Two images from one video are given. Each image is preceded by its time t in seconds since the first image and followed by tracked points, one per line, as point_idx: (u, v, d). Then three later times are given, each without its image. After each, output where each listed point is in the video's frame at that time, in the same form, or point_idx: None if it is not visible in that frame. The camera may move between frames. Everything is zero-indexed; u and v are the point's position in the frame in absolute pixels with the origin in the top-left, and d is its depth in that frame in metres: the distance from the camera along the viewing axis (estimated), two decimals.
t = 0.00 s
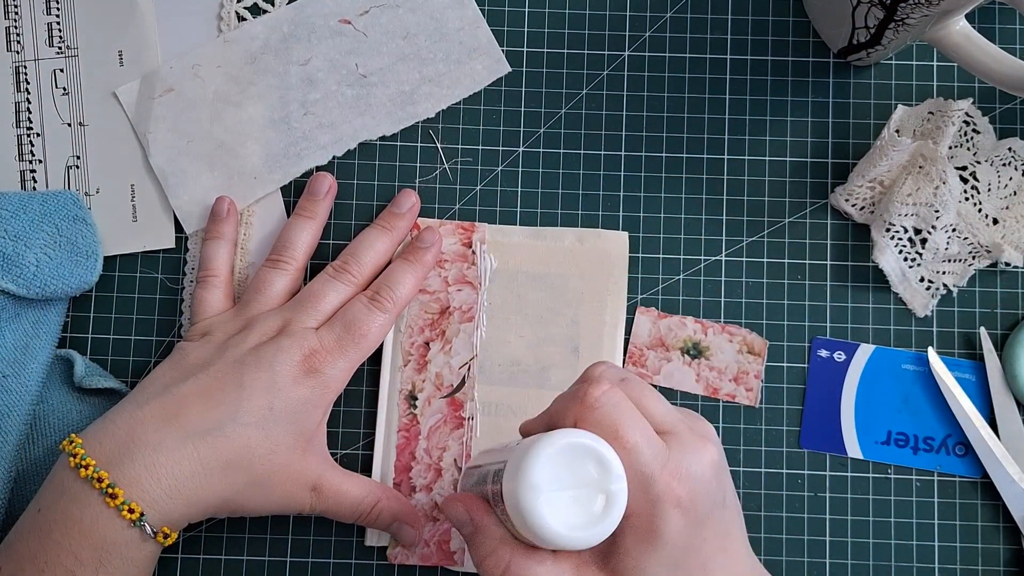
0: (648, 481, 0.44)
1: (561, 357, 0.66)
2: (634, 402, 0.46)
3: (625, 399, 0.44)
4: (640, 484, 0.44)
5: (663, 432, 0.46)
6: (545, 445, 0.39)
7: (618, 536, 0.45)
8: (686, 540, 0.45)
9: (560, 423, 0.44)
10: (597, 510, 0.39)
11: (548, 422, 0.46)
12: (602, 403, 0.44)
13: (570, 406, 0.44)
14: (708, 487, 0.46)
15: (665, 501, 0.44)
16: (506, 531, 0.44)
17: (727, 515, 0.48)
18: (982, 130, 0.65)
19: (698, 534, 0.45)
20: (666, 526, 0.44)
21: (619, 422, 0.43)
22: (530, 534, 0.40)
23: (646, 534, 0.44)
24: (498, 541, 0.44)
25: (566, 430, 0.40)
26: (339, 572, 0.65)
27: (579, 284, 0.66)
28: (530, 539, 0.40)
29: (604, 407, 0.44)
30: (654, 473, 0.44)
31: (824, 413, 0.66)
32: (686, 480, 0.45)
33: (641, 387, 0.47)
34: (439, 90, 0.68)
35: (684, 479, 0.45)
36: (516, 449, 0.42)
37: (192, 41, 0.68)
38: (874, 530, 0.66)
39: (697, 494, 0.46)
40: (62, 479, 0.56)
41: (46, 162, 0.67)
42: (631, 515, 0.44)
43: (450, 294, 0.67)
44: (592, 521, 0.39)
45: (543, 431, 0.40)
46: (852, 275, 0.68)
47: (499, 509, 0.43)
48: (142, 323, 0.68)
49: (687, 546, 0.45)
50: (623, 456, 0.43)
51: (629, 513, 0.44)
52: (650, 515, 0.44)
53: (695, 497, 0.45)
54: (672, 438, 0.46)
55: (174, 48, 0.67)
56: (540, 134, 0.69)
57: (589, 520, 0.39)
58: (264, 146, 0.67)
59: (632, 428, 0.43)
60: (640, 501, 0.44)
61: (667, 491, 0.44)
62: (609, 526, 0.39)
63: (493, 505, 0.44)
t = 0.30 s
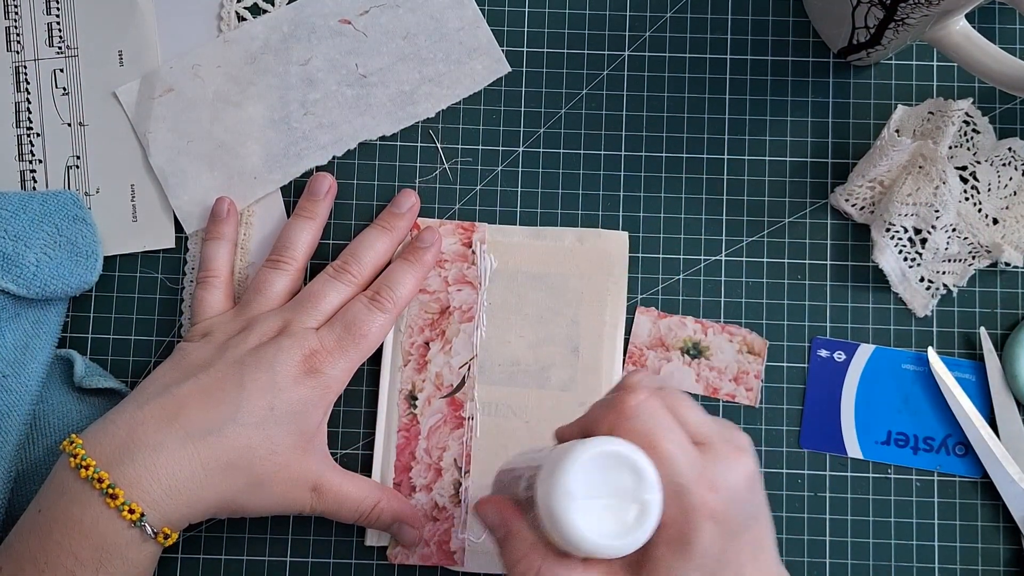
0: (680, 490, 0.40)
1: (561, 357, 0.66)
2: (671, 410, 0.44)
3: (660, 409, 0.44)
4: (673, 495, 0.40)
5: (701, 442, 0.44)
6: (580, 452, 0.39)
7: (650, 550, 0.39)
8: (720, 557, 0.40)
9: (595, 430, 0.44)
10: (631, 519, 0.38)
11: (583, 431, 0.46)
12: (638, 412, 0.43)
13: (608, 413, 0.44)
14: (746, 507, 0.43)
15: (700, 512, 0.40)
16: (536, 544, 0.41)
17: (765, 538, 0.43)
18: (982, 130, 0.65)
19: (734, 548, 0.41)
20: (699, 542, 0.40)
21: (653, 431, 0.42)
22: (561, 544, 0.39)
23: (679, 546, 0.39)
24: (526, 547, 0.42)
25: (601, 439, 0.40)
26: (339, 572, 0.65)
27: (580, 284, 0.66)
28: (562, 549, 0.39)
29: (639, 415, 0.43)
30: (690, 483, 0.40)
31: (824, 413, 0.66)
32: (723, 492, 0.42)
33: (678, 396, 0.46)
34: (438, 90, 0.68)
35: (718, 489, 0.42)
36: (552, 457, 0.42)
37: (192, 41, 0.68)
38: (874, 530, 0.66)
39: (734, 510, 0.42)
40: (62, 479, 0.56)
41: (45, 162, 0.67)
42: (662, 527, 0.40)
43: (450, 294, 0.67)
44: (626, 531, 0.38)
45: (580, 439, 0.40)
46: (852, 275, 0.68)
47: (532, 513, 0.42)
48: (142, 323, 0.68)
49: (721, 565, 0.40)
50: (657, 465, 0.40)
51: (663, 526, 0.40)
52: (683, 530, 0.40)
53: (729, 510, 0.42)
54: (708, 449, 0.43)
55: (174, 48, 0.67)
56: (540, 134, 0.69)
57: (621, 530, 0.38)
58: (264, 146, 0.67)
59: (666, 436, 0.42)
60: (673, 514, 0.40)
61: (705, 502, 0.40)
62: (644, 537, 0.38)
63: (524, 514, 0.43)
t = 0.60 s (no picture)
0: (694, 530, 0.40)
1: (561, 357, 0.66)
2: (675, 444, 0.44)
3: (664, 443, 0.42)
4: (684, 531, 0.40)
5: (707, 476, 0.44)
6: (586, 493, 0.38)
7: None
8: None
9: (601, 471, 0.42)
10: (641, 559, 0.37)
11: (590, 470, 0.44)
12: (642, 448, 0.41)
13: (608, 450, 0.42)
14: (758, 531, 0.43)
15: (712, 548, 0.41)
16: None
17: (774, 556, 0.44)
18: (982, 130, 0.65)
19: None
20: None
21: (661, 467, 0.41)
22: None
23: None
24: None
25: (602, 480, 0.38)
26: (339, 571, 0.65)
27: (580, 284, 0.66)
28: None
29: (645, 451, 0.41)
30: (702, 520, 0.41)
31: (824, 413, 0.66)
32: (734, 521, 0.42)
33: (682, 428, 0.45)
34: (439, 90, 0.68)
35: (729, 523, 0.42)
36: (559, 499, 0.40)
37: (192, 41, 0.68)
38: (874, 530, 0.66)
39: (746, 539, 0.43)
40: (62, 479, 0.56)
41: (45, 162, 0.67)
42: (677, 564, 0.41)
43: (450, 295, 0.67)
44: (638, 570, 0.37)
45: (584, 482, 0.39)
46: (852, 275, 0.68)
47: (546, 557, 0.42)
48: (142, 323, 0.68)
49: None
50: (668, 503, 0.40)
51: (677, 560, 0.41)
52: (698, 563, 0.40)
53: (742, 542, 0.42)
54: (717, 482, 0.43)
55: (174, 48, 0.67)
56: (540, 134, 0.69)
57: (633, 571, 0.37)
58: (264, 146, 0.67)
59: (674, 473, 0.41)
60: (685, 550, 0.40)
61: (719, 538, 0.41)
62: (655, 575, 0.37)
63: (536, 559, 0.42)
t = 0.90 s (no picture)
0: (778, 507, 0.43)
1: (561, 357, 0.66)
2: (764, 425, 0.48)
3: (751, 424, 0.47)
4: (770, 509, 0.43)
5: (794, 457, 0.47)
6: (674, 465, 0.41)
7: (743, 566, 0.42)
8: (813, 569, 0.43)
9: (688, 444, 0.46)
10: (727, 533, 0.39)
11: (673, 444, 0.48)
12: (730, 427, 0.46)
13: (699, 428, 0.46)
14: (838, 517, 0.46)
15: (793, 527, 0.43)
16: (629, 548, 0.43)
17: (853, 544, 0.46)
18: (982, 129, 0.65)
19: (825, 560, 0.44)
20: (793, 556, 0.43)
21: (747, 445, 0.45)
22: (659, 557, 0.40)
23: (773, 560, 0.42)
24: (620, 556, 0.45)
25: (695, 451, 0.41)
26: (339, 572, 0.65)
27: (580, 284, 0.66)
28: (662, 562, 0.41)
29: (732, 431, 0.46)
30: (783, 499, 0.44)
31: (824, 413, 0.66)
32: (815, 502, 0.45)
33: (766, 411, 0.49)
34: (438, 90, 0.68)
35: (812, 504, 0.45)
36: (642, 470, 0.43)
37: (192, 42, 0.68)
38: (874, 531, 0.66)
39: (824, 522, 0.45)
40: (61, 479, 0.56)
41: (45, 162, 0.67)
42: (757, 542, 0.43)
43: (450, 294, 0.67)
44: (723, 544, 0.39)
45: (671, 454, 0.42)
46: (852, 275, 0.68)
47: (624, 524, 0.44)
48: (142, 323, 0.67)
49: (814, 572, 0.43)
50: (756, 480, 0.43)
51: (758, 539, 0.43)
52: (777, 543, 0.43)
53: (820, 525, 0.45)
54: (803, 464, 0.47)
55: (174, 48, 0.67)
56: (540, 134, 0.69)
57: (718, 541, 0.39)
58: (264, 146, 0.67)
59: (761, 451, 0.45)
60: (768, 527, 0.43)
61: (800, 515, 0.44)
62: (739, 550, 0.39)
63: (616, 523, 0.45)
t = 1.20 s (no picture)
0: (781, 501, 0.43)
1: (561, 357, 0.66)
2: (776, 412, 0.46)
3: (762, 411, 0.46)
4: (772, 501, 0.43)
5: (804, 447, 0.46)
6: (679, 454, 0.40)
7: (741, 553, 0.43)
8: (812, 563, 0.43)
9: (694, 429, 0.45)
10: (727, 527, 0.39)
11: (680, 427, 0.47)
12: (739, 414, 0.45)
13: (706, 412, 0.46)
14: (845, 509, 0.45)
15: (794, 521, 0.43)
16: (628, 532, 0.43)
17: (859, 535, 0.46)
18: (982, 130, 0.65)
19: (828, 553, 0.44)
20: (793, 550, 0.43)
21: (756, 434, 0.44)
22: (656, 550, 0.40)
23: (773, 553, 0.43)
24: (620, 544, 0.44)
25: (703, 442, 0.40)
26: (339, 572, 0.65)
27: (580, 284, 0.66)
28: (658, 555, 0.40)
29: (742, 417, 0.45)
30: (787, 491, 0.44)
31: (824, 413, 0.66)
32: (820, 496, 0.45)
33: (780, 399, 0.47)
34: (438, 90, 0.68)
35: (818, 496, 0.45)
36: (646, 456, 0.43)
37: (192, 41, 0.68)
38: (874, 531, 0.66)
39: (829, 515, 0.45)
40: (61, 479, 0.56)
41: (45, 162, 0.67)
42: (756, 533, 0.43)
43: (450, 294, 0.67)
44: (723, 539, 0.39)
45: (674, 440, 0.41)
46: (852, 275, 0.68)
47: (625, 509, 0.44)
48: (142, 323, 0.67)
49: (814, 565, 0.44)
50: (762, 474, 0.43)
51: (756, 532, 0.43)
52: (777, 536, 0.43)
53: (826, 518, 0.45)
54: (812, 454, 0.46)
55: (174, 48, 0.67)
56: (540, 134, 0.69)
57: (718, 534, 0.39)
58: (264, 146, 0.67)
59: (767, 442, 0.44)
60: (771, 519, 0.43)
61: (802, 506, 0.44)
62: (738, 544, 0.39)
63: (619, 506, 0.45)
